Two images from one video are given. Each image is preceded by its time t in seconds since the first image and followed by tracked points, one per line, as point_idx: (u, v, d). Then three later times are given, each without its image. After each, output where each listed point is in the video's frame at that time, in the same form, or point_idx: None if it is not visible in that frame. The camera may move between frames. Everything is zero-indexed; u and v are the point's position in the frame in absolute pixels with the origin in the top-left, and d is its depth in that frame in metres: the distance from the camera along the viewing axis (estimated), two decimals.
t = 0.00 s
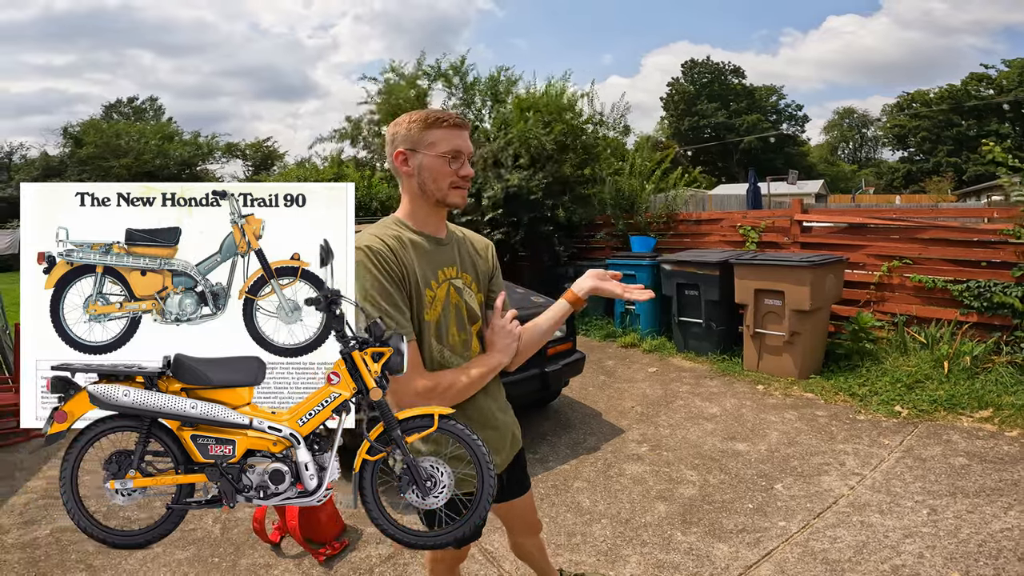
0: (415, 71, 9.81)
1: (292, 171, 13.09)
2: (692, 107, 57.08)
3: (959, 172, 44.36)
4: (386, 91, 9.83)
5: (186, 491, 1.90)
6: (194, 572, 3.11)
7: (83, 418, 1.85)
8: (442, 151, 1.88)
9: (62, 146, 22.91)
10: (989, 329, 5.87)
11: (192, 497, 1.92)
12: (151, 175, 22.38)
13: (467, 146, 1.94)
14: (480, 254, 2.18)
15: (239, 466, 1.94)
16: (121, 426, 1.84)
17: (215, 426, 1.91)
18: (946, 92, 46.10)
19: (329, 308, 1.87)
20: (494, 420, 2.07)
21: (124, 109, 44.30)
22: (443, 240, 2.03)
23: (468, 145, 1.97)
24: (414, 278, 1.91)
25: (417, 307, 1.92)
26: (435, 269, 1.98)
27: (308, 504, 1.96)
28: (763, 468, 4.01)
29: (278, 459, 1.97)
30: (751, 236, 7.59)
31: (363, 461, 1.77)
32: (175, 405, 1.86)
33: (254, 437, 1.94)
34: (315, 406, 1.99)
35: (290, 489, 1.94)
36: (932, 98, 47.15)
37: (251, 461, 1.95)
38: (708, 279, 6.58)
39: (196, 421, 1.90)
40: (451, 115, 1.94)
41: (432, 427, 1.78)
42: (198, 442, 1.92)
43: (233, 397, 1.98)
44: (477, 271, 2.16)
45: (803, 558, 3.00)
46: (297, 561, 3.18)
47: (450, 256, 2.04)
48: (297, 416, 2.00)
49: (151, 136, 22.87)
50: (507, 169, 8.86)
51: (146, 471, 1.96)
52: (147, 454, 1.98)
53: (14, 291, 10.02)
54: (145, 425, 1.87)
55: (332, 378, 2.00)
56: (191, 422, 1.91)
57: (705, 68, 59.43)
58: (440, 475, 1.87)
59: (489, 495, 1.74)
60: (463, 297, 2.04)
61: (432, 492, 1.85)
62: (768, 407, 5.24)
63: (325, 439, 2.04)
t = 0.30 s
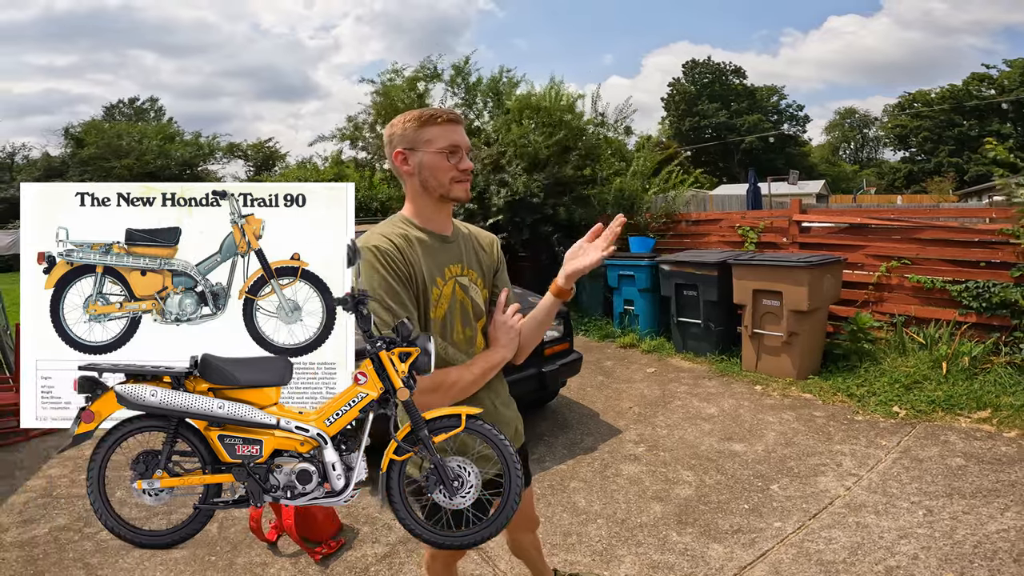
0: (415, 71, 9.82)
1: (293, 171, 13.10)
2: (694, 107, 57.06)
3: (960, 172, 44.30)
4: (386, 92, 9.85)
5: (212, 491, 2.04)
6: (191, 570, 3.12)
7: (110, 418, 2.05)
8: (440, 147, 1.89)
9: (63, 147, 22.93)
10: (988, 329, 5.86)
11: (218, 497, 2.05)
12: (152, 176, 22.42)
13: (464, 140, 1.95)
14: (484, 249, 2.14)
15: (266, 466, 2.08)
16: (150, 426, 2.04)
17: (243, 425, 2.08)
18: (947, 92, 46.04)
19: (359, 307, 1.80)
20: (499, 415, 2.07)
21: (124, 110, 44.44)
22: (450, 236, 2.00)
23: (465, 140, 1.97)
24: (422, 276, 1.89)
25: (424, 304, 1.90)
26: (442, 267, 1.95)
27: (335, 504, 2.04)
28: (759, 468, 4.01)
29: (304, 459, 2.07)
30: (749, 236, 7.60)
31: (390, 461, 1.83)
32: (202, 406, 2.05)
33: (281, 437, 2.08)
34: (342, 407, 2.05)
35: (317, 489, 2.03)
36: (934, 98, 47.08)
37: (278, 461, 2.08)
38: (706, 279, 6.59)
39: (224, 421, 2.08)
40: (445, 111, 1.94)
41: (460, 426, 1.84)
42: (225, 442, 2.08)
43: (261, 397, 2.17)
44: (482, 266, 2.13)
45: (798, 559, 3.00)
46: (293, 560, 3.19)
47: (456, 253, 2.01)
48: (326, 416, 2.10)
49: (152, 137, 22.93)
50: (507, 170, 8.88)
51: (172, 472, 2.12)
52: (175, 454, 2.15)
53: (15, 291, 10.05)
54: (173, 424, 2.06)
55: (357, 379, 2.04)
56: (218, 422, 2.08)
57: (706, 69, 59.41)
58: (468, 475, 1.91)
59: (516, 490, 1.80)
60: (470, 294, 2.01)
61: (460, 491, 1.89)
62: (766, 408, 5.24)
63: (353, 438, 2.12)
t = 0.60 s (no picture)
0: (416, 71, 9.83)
1: (294, 171, 13.12)
2: (695, 107, 57.04)
3: (962, 172, 44.21)
4: (387, 92, 9.86)
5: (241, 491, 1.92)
6: (189, 570, 3.12)
7: (137, 418, 1.91)
8: (435, 148, 1.88)
9: (64, 147, 22.98)
10: (989, 330, 5.85)
11: (246, 497, 1.93)
12: (154, 176, 22.47)
13: (460, 140, 1.93)
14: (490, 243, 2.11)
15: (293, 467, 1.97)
16: (177, 426, 1.91)
17: (271, 425, 1.94)
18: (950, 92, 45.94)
19: (385, 308, 1.79)
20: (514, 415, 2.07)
21: (126, 110, 44.55)
22: (451, 235, 1.99)
23: (461, 139, 1.96)
24: (419, 276, 1.91)
25: (422, 304, 1.92)
26: (442, 266, 1.95)
27: (363, 503, 1.98)
28: (759, 469, 4.01)
29: (332, 459, 1.99)
30: (750, 237, 7.58)
31: (417, 461, 1.84)
32: (229, 405, 1.90)
33: (308, 437, 1.98)
34: (370, 406, 1.98)
35: (344, 488, 1.96)
36: (936, 99, 46.99)
37: (305, 461, 1.98)
38: (706, 280, 6.59)
39: (251, 421, 1.93)
40: (440, 111, 1.93)
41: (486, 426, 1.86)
42: (252, 442, 1.95)
43: (288, 397, 2.01)
44: (487, 262, 2.09)
45: (796, 560, 3.00)
46: (291, 559, 3.19)
47: (457, 251, 1.99)
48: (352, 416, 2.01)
49: (154, 137, 22.97)
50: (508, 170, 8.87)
51: (200, 471, 2.03)
52: (202, 454, 2.06)
53: (15, 291, 10.07)
54: (199, 424, 1.93)
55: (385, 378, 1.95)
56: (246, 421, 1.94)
57: (708, 69, 59.36)
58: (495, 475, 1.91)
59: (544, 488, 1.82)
60: (472, 291, 1.99)
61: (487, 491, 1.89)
62: (766, 409, 5.23)
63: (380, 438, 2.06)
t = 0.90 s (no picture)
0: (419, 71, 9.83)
1: (297, 171, 13.15)
2: (698, 107, 56.99)
3: (967, 172, 44.05)
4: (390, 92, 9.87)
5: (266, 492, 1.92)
6: (191, 570, 3.12)
7: (164, 418, 1.92)
8: (429, 148, 1.86)
9: (69, 147, 23.07)
10: (995, 330, 5.81)
11: (273, 497, 1.93)
12: (158, 176, 22.56)
13: (456, 140, 1.91)
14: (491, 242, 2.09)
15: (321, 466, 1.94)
16: (204, 426, 1.92)
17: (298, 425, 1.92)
18: (954, 92, 45.78)
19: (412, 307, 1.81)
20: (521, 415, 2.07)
21: (130, 111, 44.70)
22: (450, 236, 1.97)
23: (458, 139, 1.93)
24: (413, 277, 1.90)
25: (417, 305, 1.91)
26: (437, 267, 1.93)
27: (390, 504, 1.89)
28: (763, 470, 3.98)
29: (360, 459, 1.93)
30: (754, 237, 7.56)
31: (445, 461, 1.75)
32: (256, 405, 1.89)
33: (336, 437, 1.94)
34: (397, 406, 1.88)
35: (371, 489, 1.90)
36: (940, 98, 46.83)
37: (332, 461, 1.94)
38: (710, 280, 6.56)
39: (278, 421, 1.91)
40: (435, 111, 1.91)
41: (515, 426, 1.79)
42: (279, 442, 1.94)
43: (316, 397, 1.98)
44: (489, 261, 2.08)
45: (800, 562, 2.97)
46: (293, 560, 3.17)
47: (455, 252, 1.97)
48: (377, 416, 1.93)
49: (159, 137, 23.05)
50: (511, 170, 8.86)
51: (227, 471, 2.04)
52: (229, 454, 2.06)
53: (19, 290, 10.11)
54: (227, 424, 1.93)
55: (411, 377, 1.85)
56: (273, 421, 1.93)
57: (711, 69, 59.30)
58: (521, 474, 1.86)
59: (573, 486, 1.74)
60: (470, 291, 1.97)
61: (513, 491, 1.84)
62: (770, 409, 5.20)
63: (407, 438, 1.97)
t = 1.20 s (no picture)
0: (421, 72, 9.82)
1: (300, 171, 13.14)
2: (700, 107, 56.92)
3: (969, 172, 43.95)
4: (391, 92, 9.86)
5: (296, 491, 1.97)
6: (194, 572, 3.10)
7: (192, 417, 1.94)
8: (407, 151, 1.84)
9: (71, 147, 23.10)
10: (1001, 330, 5.79)
11: (300, 497, 1.99)
12: (161, 177, 22.58)
13: (437, 139, 1.86)
14: (489, 245, 2.06)
15: (348, 466, 1.98)
16: (231, 426, 1.96)
17: (325, 424, 1.97)
18: (957, 92, 45.68)
19: (438, 307, 1.88)
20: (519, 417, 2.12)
21: (133, 111, 44.81)
22: (442, 238, 1.95)
23: (441, 138, 1.88)
24: (403, 279, 1.90)
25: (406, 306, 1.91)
26: (429, 268, 1.92)
27: (417, 504, 1.90)
28: (768, 471, 3.96)
29: (387, 459, 1.96)
30: (758, 237, 7.54)
31: (472, 461, 1.84)
32: (285, 405, 1.94)
33: (363, 437, 1.98)
34: (423, 407, 1.93)
35: (399, 488, 1.91)
36: (943, 98, 46.75)
37: (360, 461, 1.98)
38: (714, 280, 6.54)
39: (305, 421, 1.96)
40: (416, 111, 1.87)
41: (541, 424, 1.90)
42: (307, 442, 1.98)
43: (342, 397, 2.00)
44: (485, 263, 2.05)
45: (807, 564, 2.95)
46: (296, 561, 3.16)
47: (450, 253, 1.96)
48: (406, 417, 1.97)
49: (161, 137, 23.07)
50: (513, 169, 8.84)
51: (254, 471, 2.06)
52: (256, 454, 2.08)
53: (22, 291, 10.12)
54: (254, 424, 1.98)
55: (438, 377, 1.91)
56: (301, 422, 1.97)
57: (713, 69, 59.27)
58: (549, 474, 1.96)
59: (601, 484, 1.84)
60: (462, 294, 1.96)
61: (541, 491, 1.94)
62: (774, 410, 5.18)
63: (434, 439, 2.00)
